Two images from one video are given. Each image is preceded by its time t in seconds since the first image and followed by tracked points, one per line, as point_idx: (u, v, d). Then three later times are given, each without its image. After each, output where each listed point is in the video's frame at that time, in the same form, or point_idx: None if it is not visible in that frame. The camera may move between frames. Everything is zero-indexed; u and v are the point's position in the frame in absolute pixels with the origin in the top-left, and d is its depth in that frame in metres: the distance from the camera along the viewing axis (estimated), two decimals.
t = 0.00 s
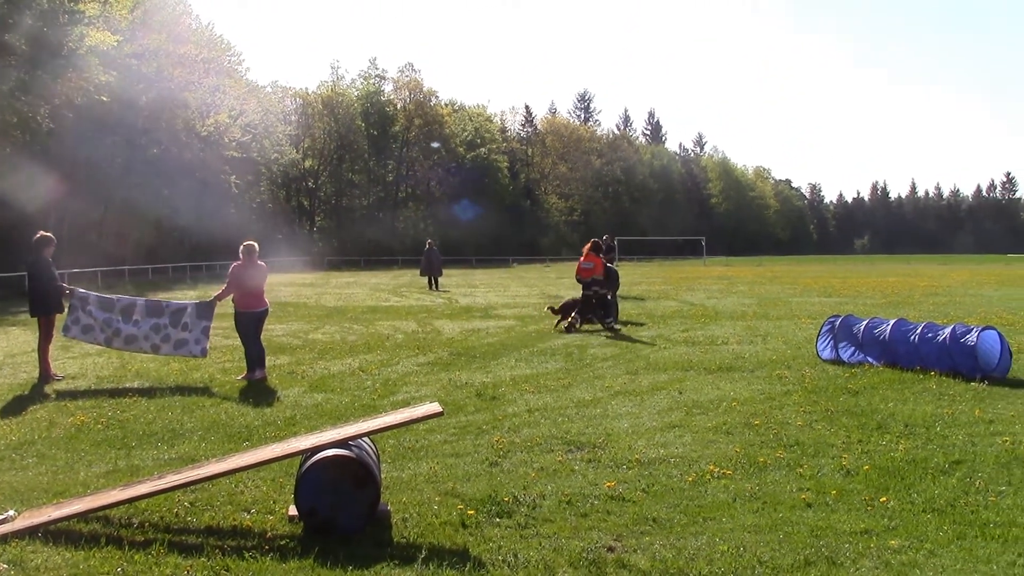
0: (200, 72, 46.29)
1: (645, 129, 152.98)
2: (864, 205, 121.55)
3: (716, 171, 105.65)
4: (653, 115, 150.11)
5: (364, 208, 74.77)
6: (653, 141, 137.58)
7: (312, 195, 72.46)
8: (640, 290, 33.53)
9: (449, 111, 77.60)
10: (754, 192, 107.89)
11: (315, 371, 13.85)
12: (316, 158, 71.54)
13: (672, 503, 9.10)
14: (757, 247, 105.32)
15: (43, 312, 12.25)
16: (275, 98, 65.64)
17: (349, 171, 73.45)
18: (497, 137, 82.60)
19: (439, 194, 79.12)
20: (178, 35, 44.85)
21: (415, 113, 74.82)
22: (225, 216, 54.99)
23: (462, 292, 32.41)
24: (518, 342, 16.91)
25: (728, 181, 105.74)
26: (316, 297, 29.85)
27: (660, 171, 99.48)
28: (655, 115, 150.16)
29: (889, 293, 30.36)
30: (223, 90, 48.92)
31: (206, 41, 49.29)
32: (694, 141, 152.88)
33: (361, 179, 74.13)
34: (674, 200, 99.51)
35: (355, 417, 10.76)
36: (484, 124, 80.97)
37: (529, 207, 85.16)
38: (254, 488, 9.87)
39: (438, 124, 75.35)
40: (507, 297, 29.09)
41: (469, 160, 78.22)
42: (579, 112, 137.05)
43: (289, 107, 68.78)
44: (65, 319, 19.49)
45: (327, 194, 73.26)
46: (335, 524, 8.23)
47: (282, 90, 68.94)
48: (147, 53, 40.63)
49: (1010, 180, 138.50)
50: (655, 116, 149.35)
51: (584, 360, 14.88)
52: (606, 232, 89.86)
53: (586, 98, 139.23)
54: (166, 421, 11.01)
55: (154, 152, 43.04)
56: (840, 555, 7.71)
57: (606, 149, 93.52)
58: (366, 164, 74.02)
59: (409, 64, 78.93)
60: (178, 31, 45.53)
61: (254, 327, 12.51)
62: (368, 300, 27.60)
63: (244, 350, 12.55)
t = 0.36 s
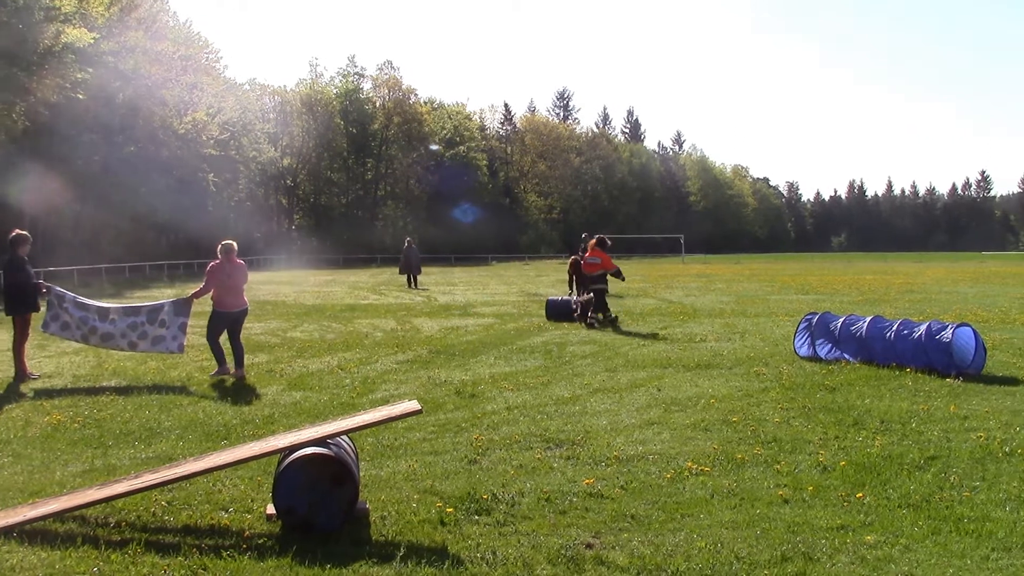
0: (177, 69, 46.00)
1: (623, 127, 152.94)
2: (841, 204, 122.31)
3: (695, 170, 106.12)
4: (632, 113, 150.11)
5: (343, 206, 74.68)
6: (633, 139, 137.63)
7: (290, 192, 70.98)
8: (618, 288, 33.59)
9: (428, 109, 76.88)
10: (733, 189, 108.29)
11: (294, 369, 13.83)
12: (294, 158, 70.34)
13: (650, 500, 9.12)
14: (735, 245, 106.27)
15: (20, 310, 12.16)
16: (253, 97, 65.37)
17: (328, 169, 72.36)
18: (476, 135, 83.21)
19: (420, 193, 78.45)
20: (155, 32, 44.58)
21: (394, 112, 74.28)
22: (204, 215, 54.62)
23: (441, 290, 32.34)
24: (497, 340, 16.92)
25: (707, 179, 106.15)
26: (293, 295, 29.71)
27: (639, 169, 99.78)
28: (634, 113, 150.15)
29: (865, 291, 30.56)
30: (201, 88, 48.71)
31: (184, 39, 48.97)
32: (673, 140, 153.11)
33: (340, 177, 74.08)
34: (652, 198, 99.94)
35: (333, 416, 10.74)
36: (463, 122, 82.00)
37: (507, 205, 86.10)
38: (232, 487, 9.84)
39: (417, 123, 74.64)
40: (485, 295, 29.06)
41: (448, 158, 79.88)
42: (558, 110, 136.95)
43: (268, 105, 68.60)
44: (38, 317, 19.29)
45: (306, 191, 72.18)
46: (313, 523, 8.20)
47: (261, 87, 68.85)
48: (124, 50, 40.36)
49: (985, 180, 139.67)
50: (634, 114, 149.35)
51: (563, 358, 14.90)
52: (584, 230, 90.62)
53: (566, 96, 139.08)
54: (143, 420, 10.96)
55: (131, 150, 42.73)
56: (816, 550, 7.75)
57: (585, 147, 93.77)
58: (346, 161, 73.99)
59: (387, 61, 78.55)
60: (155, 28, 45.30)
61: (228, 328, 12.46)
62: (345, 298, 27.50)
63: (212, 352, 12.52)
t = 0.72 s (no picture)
0: (154, 63, 45.58)
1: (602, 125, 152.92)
2: (817, 202, 123.02)
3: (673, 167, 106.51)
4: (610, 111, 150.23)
5: (322, 202, 74.06)
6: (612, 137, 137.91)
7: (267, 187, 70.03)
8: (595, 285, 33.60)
9: (406, 105, 76.34)
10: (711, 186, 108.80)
11: (271, 365, 13.76)
12: (271, 153, 70.21)
13: (627, 496, 9.15)
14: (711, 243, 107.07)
15: None
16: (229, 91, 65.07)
17: (306, 164, 71.27)
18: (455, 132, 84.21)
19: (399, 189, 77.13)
20: (132, 26, 44.23)
21: (372, 107, 73.81)
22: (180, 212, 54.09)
23: (419, 286, 32.34)
24: (475, 335, 16.96)
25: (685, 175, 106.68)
26: (270, 291, 29.59)
27: (618, 166, 100.18)
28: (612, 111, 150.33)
29: (841, 288, 30.83)
30: (177, 82, 48.42)
31: (160, 32, 48.57)
32: (651, 137, 153.26)
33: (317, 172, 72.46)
34: (630, 195, 100.40)
35: (310, 412, 10.71)
36: (441, 117, 82.90)
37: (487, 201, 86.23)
38: (208, 483, 9.79)
39: (395, 118, 73.99)
40: (463, 292, 29.07)
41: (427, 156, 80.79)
42: (537, 107, 136.78)
43: (245, 100, 68.70)
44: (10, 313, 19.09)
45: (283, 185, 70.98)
46: (289, 519, 8.16)
47: (239, 82, 68.87)
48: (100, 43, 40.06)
49: (959, 177, 140.94)
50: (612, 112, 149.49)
51: (541, 354, 14.94)
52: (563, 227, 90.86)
53: (544, 93, 138.97)
54: (118, 416, 10.87)
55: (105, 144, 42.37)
56: (790, 546, 7.81)
57: (565, 143, 94.15)
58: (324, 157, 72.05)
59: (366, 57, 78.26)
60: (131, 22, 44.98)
61: (200, 322, 12.44)
62: (323, 294, 27.41)
63: (186, 348, 12.44)
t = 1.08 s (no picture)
0: (134, 60, 45.23)
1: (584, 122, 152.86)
2: (798, 198, 123.07)
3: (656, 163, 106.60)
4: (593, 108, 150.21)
5: (304, 199, 73.50)
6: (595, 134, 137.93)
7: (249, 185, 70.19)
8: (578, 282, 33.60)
9: (388, 101, 76.06)
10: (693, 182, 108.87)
11: (253, 363, 13.71)
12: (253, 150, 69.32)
13: (610, 492, 9.17)
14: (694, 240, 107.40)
15: None
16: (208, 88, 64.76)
17: (288, 162, 71.05)
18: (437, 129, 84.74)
19: (381, 186, 77.66)
20: (110, 22, 43.96)
21: (353, 104, 73.94)
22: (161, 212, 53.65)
23: (401, 283, 32.26)
24: (458, 332, 16.97)
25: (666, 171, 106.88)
26: (252, 288, 29.45)
27: (600, 163, 100.64)
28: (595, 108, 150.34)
29: (822, 284, 30.99)
30: (158, 79, 48.02)
31: (140, 29, 48.28)
32: (634, 134, 153.45)
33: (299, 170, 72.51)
34: (613, 192, 100.96)
35: (291, 410, 10.69)
36: (423, 115, 83.62)
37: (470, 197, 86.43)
38: (190, 482, 9.75)
39: (377, 115, 74.31)
40: (445, 289, 29.05)
41: (410, 154, 81.43)
42: (519, 104, 136.64)
43: (225, 97, 67.82)
44: None
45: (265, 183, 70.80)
46: (272, 517, 8.12)
47: (219, 80, 68.10)
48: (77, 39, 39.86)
49: (939, 174, 141.98)
50: (595, 109, 149.51)
51: (523, 351, 14.94)
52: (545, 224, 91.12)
53: (527, 90, 138.75)
54: (99, 415, 10.80)
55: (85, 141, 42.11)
56: (773, 541, 7.85)
57: (547, 141, 94.41)
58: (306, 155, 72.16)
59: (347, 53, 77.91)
60: (110, 18, 44.64)
61: (176, 320, 12.40)
62: (305, 292, 27.31)
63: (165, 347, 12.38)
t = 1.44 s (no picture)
0: (122, 56, 44.97)
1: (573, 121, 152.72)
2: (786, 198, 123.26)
3: (644, 162, 106.75)
4: (581, 106, 150.00)
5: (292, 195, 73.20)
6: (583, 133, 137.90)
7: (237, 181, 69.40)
8: (566, 279, 33.67)
9: (376, 99, 76.02)
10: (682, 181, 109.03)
11: (240, 361, 13.67)
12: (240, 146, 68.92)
13: (597, 490, 9.19)
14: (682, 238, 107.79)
15: None
16: (197, 85, 64.43)
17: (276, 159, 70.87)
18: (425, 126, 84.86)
19: (369, 182, 77.75)
20: (98, 18, 43.73)
21: (343, 101, 73.25)
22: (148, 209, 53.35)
23: (389, 281, 32.21)
24: (445, 330, 16.99)
25: (654, 169, 106.93)
26: (239, 285, 29.36)
27: (588, 161, 101.08)
28: (583, 106, 150.19)
29: (808, 284, 31.16)
30: (146, 75, 47.50)
31: (127, 24, 48.01)
32: (623, 133, 153.62)
33: (288, 167, 71.71)
34: (601, 191, 101.45)
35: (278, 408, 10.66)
36: (412, 113, 83.70)
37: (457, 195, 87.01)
38: (177, 479, 9.72)
39: (366, 113, 73.95)
40: (433, 286, 29.03)
41: (399, 149, 80.20)
42: (508, 102, 136.34)
43: (214, 94, 67.70)
44: None
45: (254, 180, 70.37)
46: (259, 515, 8.10)
47: (207, 76, 67.98)
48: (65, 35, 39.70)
49: (926, 174, 142.70)
50: (583, 107, 149.35)
51: (511, 350, 14.94)
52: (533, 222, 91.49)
53: (515, 88, 138.40)
54: (85, 412, 10.74)
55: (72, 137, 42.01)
56: (760, 540, 7.87)
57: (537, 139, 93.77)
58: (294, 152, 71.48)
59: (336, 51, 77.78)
60: (98, 13, 44.37)
61: (159, 317, 12.36)
62: (292, 289, 27.25)
63: (149, 343, 12.33)
